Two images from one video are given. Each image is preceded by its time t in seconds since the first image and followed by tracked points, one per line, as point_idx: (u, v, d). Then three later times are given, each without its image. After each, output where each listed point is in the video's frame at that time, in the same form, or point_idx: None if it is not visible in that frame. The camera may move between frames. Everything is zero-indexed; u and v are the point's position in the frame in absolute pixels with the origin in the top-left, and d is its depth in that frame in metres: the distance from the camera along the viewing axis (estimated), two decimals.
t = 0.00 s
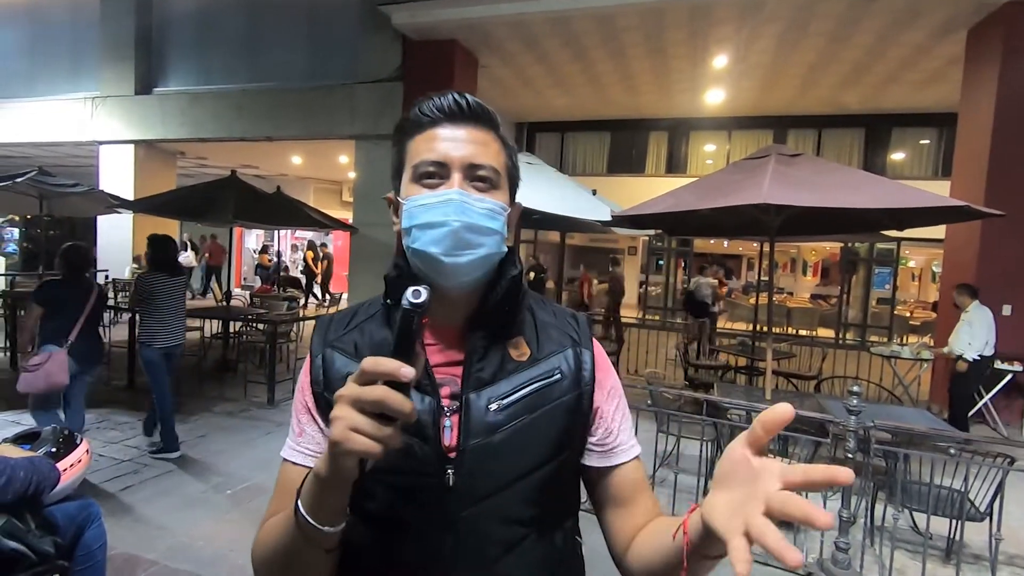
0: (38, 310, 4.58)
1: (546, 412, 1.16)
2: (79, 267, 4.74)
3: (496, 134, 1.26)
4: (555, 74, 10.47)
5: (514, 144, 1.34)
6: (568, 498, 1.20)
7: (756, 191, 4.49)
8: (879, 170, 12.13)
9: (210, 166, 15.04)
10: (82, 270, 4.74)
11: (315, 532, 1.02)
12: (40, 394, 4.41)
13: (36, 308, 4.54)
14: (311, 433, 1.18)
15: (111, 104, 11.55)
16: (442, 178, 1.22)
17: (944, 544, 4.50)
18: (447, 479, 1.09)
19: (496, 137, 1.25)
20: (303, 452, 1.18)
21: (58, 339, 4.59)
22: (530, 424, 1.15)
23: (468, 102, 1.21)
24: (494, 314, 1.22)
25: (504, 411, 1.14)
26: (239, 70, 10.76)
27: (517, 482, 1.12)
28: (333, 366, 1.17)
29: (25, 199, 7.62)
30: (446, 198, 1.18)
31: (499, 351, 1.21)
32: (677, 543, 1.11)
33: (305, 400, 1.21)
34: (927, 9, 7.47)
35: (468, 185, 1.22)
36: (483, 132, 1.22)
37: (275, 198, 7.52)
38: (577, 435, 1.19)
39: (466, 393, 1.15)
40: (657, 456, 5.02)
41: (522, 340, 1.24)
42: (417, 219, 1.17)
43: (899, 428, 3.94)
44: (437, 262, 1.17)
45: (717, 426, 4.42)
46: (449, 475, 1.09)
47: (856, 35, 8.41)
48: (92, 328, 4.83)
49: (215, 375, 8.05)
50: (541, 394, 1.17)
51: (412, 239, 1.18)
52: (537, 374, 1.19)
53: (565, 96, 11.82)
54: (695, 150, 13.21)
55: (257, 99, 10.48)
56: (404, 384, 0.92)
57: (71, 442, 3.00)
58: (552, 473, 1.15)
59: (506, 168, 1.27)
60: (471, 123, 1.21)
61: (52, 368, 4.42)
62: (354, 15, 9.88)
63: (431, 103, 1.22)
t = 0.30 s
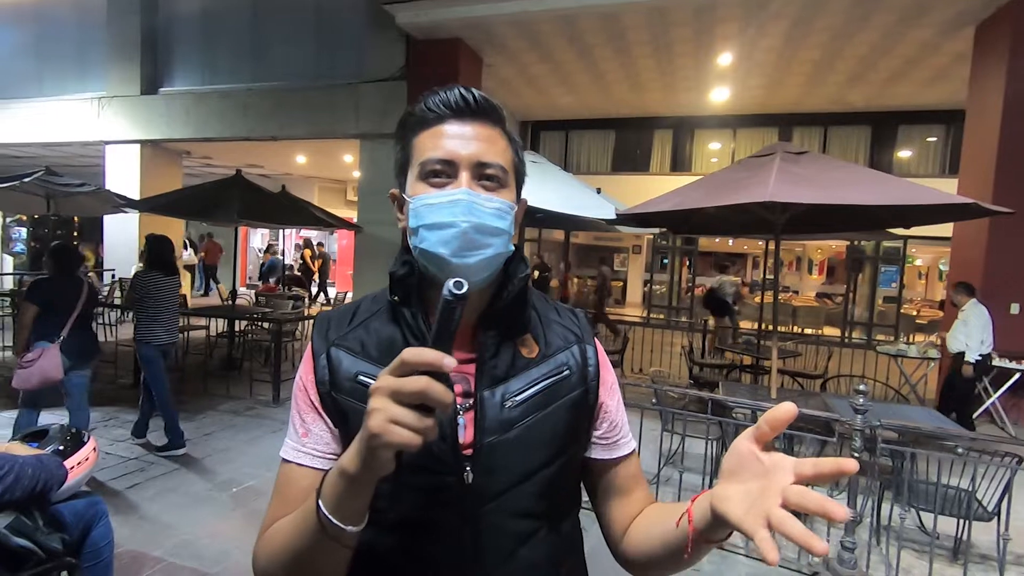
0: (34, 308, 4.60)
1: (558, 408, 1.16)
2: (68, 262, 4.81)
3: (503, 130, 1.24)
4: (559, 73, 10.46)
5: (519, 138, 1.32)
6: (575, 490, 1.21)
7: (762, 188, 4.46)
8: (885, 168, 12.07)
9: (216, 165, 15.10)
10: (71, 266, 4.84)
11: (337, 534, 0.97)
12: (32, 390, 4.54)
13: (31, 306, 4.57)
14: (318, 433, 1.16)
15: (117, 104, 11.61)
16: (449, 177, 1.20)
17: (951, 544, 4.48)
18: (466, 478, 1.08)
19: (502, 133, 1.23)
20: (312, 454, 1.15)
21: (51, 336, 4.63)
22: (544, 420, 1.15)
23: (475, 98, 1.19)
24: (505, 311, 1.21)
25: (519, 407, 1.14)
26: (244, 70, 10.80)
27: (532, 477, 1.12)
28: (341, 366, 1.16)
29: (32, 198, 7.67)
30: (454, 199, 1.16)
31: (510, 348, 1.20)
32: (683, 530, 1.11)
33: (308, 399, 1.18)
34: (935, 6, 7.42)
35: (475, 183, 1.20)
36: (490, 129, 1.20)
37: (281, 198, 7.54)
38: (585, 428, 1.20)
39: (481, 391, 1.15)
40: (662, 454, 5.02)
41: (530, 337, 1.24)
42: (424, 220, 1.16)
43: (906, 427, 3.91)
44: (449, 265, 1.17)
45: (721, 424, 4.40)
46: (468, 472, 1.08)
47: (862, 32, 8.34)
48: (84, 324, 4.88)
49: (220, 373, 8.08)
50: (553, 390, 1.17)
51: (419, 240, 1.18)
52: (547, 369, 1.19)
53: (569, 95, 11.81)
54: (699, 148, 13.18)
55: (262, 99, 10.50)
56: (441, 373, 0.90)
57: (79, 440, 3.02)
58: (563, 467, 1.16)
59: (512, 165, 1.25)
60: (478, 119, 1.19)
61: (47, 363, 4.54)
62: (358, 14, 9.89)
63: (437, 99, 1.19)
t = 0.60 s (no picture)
0: (9, 309, 4.65)
1: (565, 410, 1.16)
2: (46, 264, 4.84)
3: (509, 133, 1.26)
4: (562, 75, 10.47)
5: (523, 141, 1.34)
6: (580, 493, 1.21)
7: (765, 190, 4.46)
8: (889, 169, 12.04)
9: (219, 167, 15.16)
10: (50, 266, 4.85)
11: (345, 542, 0.96)
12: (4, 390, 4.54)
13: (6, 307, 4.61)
14: (324, 439, 1.14)
15: (121, 107, 11.67)
16: (457, 177, 1.20)
17: (956, 547, 4.46)
18: (474, 480, 1.08)
19: (508, 136, 1.25)
20: (319, 459, 1.13)
21: (26, 337, 4.66)
22: (550, 422, 1.15)
23: (482, 102, 1.20)
24: (508, 313, 1.22)
25: (526, 409, 1.14)
26: (247, 72, 10.84)
27: (538, 479, 1.12)
28: (347, 371, 1.15)
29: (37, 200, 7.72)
30: (463, 199, 1.17)
31: (516, 350, 1.20)
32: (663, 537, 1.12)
33: (314, 404, 1.17)
34: (938, 7, 7.41)
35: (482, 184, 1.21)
36: (498, 131, 1.22)
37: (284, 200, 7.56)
38: (589, 430, 1.20)
39: (487, 394, 1.14)
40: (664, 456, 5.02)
41: (535, 338, 1.23)
42: (433, 220, 1.17)
43: (910, 429, 3.89)
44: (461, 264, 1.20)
45: (724, 427, 4.38)
46: (475, 476, 1.09)
47: (866, 32, 8.31)
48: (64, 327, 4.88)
49: (224, 375, 8.10)
50: (559, 392, 1.17)
51: (428, 240, 1.18)
52: (553, 371, 1.19)
53: (571, 97, 11.82)
54: (702, 150, 13.16)
55: (265, 101, 10.54)
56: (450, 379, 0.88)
57: (82, 442, 3.05)
58: (568, 469, 1.16)
59: (517, 166, 1.27)
60: (486, 122, 1.20)
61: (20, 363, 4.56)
62: (361, 16, 9.93)
63: (446, 102, 1.20)
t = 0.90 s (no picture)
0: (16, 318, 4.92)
1: (560, 422, 1.14)
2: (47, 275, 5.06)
3: (502, 143, 1.17)
4: (583, 84, 10.48)
5: (524, 154, 1.24)
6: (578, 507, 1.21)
7: (789, 197, 4.39)
8: (919, 175, 11.76)
9: (247, 177, 15.51)
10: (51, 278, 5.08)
11: None
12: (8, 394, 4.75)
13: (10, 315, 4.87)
14: (303, 465, 1.12)
15: (154, 120, 12.03)
16: (431, 194, 1.13)
17: (994, 566, 4.29)
18: (466, 501, 1.06)
19: (500, 148, 1.16)
20: (296, 488, 1.12)
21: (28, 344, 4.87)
22: (545, 435, 1.13)
23: (469, 108, 1.15)
24: (497, 322, 1.19)
25: (520, 423, 1.12)
26: (274, 84, 11.09)
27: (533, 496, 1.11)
28: (327, 389, 1.12)
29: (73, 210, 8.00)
30: (426, 221, 1.12)
31: (508, 361, 1.17)
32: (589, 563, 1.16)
33: (291, 428, 1.14)
34: (969, 10, 7.25)
35: (457, 204, 1.13)
36: (482, 141, 1.14)
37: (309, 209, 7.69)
38: (585, 440, 1.18)
39: (479, 408, 1.12)
40: (687, 467, 4.94)
41: (527, 347, 1.21)
42: (399, 239, 1.14)
43: (945, 443, 3.76)
44: (425, 288, 1.15)
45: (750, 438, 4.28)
46: (467, 496, 1.06)
47: (894, 36, 8.15)
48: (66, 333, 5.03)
49: (249, 381, 8.25)
50: (555, 404, 1.15)
51: (396, 257, 1.16)
52: (548, 382, 1.17)
53: (592, 105, 11.81)
54: (725, 157, 13.02)
55: (292, 113, 10.76)
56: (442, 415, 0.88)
57: (114, 445, 3.13)
58: (564, 481, 1.15)
59: (505, 182, 1.15)
60: (470, 130, 1.13)
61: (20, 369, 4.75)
62: (385, 29, 10.09)
63: (428, 107, 1.16)
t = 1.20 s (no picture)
0: None
1: (574, 433, 1.14)
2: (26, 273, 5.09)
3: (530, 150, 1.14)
4: (584, 84, 10.49)
5: (552, 157, 1.22)
6: (585, 515, 1.21)
7: (791, 197, 4.39)
8: (920, 175, 11.74)
9: (248, 177, 15.52)
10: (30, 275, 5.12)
11: None
12: None
13: None
14: (310, 463, 1.12)
15: (155, 119, 12.05)
16: (458, 206, 1.13)
17: (995, 566, 4.28)
18: (474, 509, 1.06)
19: (528, 158, 1.13)
20: (302, 485, 1.12)
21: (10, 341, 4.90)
22: (558, 446, 1.13)
23: (497, 110, 1.11)
24: (519, 331, 1.17)
25: (533, 433, 1.11)
26: (276, 84, 11.10)
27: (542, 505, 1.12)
28: (338, 390, 1.11)
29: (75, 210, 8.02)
30: (456, 237, 1.12)
31: (523, 369, 1.16)
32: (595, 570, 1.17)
33: (299, 423, 1.13)
34: (971, 9, 7.24)
35: (486, 219, 1.13)
36: (509, 150, 1.11)
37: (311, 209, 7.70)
38: (596, 449, 1.19)
39: (493, 416, 1.11)
40: (688, 467, 4.93)
41: (544, 354, 1.19)
42: (424, 252, 1.14)
43: (946, 443, 3.76)
44: (450, 303, 1.16)
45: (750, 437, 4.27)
46: (476, 504, 1.06)
47: (896, 36, 8.13)
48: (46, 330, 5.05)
49: (251, 381, 8.26)
50: (568, 415, 1.15)
51: (420, 271, 1.16)
52: (563, 393, 1.16)
53: (594, 105, 11.80)
54: (727, 156, 13.01)
55: (293, 112, 10.77)
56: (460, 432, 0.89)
57: (116, 444, 3.14)
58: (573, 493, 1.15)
59: (532, 193, 1.15)
60: (496, 138, 1.10)
61: None
62: (386, 29, 10.10)
63: (453, 109, 1.14)
